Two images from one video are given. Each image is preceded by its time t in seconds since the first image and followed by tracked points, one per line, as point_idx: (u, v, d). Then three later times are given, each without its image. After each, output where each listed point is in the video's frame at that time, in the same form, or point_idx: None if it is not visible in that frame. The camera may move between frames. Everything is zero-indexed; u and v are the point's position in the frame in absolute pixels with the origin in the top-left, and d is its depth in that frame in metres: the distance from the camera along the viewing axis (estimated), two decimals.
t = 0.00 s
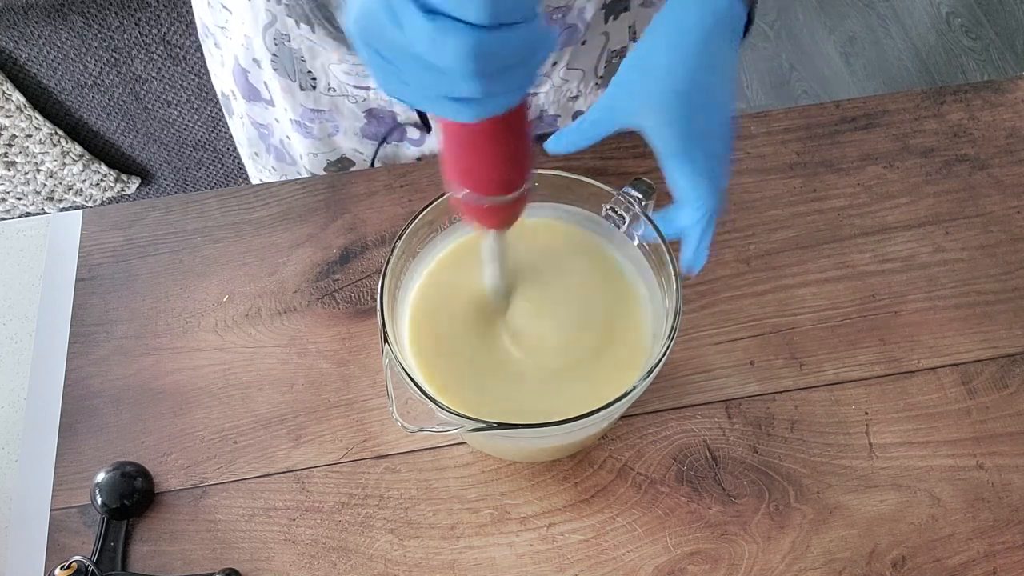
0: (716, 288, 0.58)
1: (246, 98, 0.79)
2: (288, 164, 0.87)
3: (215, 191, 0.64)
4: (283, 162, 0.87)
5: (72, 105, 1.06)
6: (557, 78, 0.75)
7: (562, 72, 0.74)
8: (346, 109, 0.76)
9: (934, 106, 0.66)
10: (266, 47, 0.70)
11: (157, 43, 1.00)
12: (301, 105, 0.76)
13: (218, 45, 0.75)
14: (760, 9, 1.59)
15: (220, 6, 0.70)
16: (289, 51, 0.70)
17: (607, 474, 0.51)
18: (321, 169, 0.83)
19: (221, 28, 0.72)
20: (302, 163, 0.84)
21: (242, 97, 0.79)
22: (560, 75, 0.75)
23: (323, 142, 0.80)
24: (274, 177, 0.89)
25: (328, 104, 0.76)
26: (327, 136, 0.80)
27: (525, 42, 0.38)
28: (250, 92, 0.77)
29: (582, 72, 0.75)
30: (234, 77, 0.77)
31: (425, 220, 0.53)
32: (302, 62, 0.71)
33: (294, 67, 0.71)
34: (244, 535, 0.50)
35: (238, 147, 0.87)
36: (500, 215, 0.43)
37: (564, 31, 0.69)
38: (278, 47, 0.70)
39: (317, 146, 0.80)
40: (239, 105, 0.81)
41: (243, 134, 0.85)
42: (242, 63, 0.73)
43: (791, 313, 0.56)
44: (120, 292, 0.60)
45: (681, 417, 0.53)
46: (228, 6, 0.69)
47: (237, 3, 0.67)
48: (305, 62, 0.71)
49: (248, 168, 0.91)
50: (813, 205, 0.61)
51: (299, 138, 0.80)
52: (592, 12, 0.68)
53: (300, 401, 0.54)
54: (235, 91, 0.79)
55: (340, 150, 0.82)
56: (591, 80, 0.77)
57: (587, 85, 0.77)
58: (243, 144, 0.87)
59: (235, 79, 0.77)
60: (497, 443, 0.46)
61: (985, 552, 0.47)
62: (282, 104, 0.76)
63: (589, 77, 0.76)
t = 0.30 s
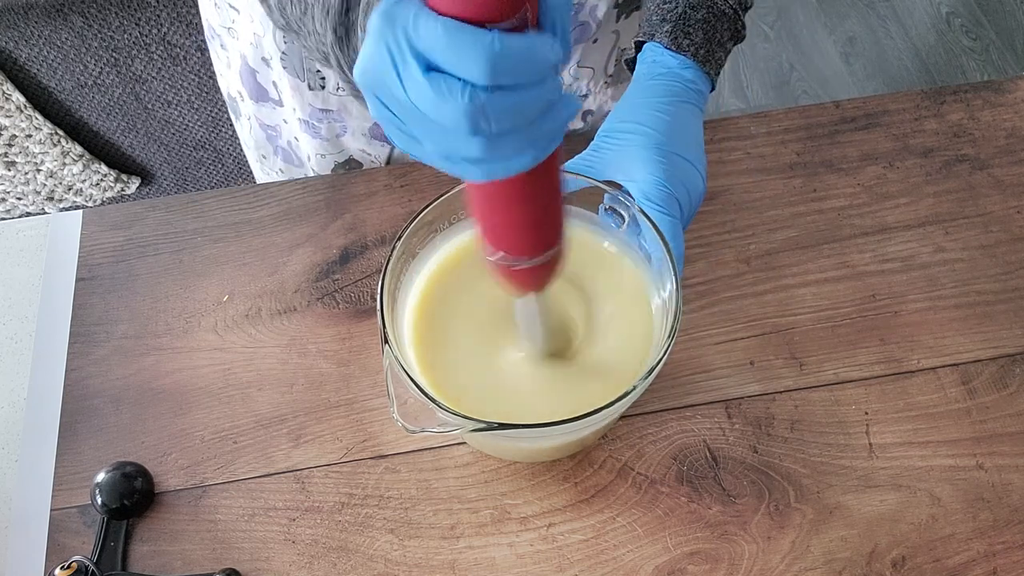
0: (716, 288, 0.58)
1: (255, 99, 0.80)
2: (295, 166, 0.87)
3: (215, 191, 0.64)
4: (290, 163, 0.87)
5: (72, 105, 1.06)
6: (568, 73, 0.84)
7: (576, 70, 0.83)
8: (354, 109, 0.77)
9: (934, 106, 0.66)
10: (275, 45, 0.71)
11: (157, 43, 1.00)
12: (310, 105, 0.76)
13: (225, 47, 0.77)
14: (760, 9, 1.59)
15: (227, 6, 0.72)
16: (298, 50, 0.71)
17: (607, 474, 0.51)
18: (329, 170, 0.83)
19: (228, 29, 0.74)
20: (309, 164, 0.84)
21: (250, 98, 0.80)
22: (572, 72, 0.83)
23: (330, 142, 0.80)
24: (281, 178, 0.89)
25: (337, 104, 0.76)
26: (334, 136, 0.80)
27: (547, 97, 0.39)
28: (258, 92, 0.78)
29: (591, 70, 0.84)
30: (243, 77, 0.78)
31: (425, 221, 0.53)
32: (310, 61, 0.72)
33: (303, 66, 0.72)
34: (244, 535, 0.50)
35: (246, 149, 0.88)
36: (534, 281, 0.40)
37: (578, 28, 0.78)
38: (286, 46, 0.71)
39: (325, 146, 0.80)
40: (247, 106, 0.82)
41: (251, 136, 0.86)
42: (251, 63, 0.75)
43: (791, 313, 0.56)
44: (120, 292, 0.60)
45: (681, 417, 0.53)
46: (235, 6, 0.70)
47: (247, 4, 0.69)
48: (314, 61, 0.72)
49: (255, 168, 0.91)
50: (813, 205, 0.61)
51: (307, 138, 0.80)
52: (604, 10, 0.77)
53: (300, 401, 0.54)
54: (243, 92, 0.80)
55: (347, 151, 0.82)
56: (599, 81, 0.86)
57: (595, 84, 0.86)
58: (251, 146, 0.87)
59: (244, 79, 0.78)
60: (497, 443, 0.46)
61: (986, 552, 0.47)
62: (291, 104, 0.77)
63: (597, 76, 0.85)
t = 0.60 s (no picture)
0: (716, 288, 0.58)
1: (258, 96, 0.80)
2: (297, 165, 0.87)
3: (215, 191, 0.64)
4: (292, 162, 0.87)
5: (72, 105, 1.06)
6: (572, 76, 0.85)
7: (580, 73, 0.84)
8: (356, 107, 0.77)
9: (934, 106, 0.66)
10: (279, 43, 0.71)
11: (157, 43, 1.00)
12: (312, 103, 0.76)
13: (229, 43, 0.76)
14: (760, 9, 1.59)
15: (233, 2, 0.71)
16: (301, 48, 0.71)
17: (606, 474, 0.51)
18: (330, 169, 0.84)
19: (233, 25, 0.74)
20: (311, 164, 0.85)
21: (254, 95, 0.80)
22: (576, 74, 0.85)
23: (332, 142, 0.80)
24: (283, 177, 0.89)
25: (339, 103, 0.77)
26: (336, 134, 0.80)
27: (555, 98, 0.40)
28: (262, 89, 0.79)
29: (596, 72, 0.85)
30: (246, 74, 0.78)
31: (424, 221, 0.52)
32: (313, 59, 0.72)
33: (305, 64, 0.73)
34: (244, 535, 0.50)
35: (248, 147, 0.88)
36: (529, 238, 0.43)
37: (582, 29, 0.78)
38: (290, 43, 0.71)
39: (326, 145, 0.81)
40: (251, 103, 0.82)
41: (254, 134, 0.86)
42: (255, 59, 0.75)
43: (791, 313, 0.56)
44: (120, 292, 0.60)
45: (681, 417, 0.53)
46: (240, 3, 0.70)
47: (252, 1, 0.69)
48: (317, 60, 0.72)
49: (258, 168, 0.92)
50: (813, 205, 0.61)
51: (309, 136, 0.80)
52: (608, 11, 0.77)
53: (300, 401, 0.54)
54: (247, 89, 0.80)
55: (349, 150, 0.82)
56: (604, 82, 0.88)
57: (599, 87, 0.87)
58: (254, 144, 0.88)
59: (248, 76, 0.78)
60: (497, 443, 0.46)
61: (985, 552, 0.47)
62: (293, 101, 0.77)
63: (602, 78, 0.87)
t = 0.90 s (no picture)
0: (716, 288, 0.58)
1: (260, 96, 0.80)
2: (299, 165, 0.87)
3: (215, 191, 0.64)
4: (294, 162, 0.87)
5: (72, 105, 1.06)
6: (574, 77, 0.85)
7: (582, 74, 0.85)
8: (358, 107, 0.77)
9: (934, 106, 0.66)
10: (280, 43, 0.71)
11: (157, 43, 1.00)
12: (314, 103, 0.76)
13: (232, 43, 0.76)
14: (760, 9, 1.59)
15: (236, 2, 0.71)
16: (304, 48, 0.71)
17: (606, 474, 0.51)
18: (331, 170, 0.84)
19: (235, 25, 0.74)
20: (313, 164, 0.85)
21: (255, 95, 0.80)
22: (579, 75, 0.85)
23: (335, 141, 0.81)
24: (285, 177, 0.89)
25: (341, 103, 0.77)
26: (338, 134, 0.80)
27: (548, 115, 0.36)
28: (263, 89, 0.78)
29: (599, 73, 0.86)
30: (248, 75, 0.78)
31: (424, 221, 0.52)
32: (316, 60, 0.72)
33: (308, 65, 0.73)
34: (244, 535, 0.50)
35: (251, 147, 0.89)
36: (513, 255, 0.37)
37: (585, 30, 0.79)
38: (292, 43, 0.71)
39: (328, 145, 0.81)
40: (252, 104, 0.82)
41: (256, 134, 0.86)
42: (257, 60, 0.75)
43: (791, 313, 0.56)
44: (120, 292, 0.60)
45: (681, 417, 0.53)
46: (242, 3, 0.70)
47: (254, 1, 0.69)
48: (319, 60, 0.72)
49: (258, 168, 0.92)
50: (813, 205, 0.61)
51: (311, 137, 0.80)
52: (610, 11, 0.78)
53: (300, 401, 0.54)
54: (248, 89, 0.80)
55: (351, 149, 0.82)
56: (606, 83, 0.88)
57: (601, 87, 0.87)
58: (257, 145, 0.88)
59: (249, 77, 0.78)
60: (497, 443, 0.46)
61: (985, 552, 0.47)
62: (295, 101, 0.77)
63: (604, 79, 0.87)
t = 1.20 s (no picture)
0: (715, 288, 0.58)
1: (263, 99, 0.80)
2: (302, 167, 0.87)
3: (215, 191, 0.64)
4: (298, 164, 0.87)
5: (72, 105, 1.06)
6: (579, 78, 0.85)
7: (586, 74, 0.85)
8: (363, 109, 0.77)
9: (934, 106, 0.66)
10: (286, 44, 0.71)
11: (157, 43, 1.00)
12: (318, 105, 0.76)
13: (234, 45, 0.77)
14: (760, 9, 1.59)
15: (238, 5, 0.72)
16: (308, 50, 0.71)
17: (607, 474, 0.51)
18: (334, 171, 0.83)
19: (238, 28, 0.74)
20: (316, 165, 0.84)
21: (259, 98, 0.80)
22: (582, 76, 0.85)
23: (339, 143, 0.80)
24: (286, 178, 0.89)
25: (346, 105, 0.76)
26: (343, 137, 0.80)
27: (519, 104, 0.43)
28: (267, 92, 0.78)
29: (603, 75, 0.86)
30: (251, 78, 0.78)
31: (423, 221, 0.52)
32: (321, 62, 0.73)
33: (313, 67, 0.73)
34: (244, 535, 0.50)
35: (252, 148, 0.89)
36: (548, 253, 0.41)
37: (589, 31, 0.79)
38: (297, 45, 0.71)
39: (332, 147, 0.80)
40: (256, 106, 0.82)
41: (258, 136, 0.86)
42: (261, 62, 0.75)
43: (791, 313, 0.56)
44: (120, 292, 0.60)
45: (681, 417, 0.53)
46: (245, 6, 0.70)
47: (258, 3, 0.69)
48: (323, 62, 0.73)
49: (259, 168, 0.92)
50: (813, 205, 0.61)
51: (315, 138, 0.80)
52: (615, 13, 0.78)
53: (300, 401, 0.54)
54: (252, 91, 0.80)
55: (355, 151, 0.82)
56: (610, 84, 0.88)
57: (606, 88, 0.88)
58: (259, 147, 0.88)
59: (254, 79, 0.78)
60: (497, 443, 0.46)
61: (985, 552, 0.47)
62: (300, 104, 0.77)
63: (609, 81, 0.87)
